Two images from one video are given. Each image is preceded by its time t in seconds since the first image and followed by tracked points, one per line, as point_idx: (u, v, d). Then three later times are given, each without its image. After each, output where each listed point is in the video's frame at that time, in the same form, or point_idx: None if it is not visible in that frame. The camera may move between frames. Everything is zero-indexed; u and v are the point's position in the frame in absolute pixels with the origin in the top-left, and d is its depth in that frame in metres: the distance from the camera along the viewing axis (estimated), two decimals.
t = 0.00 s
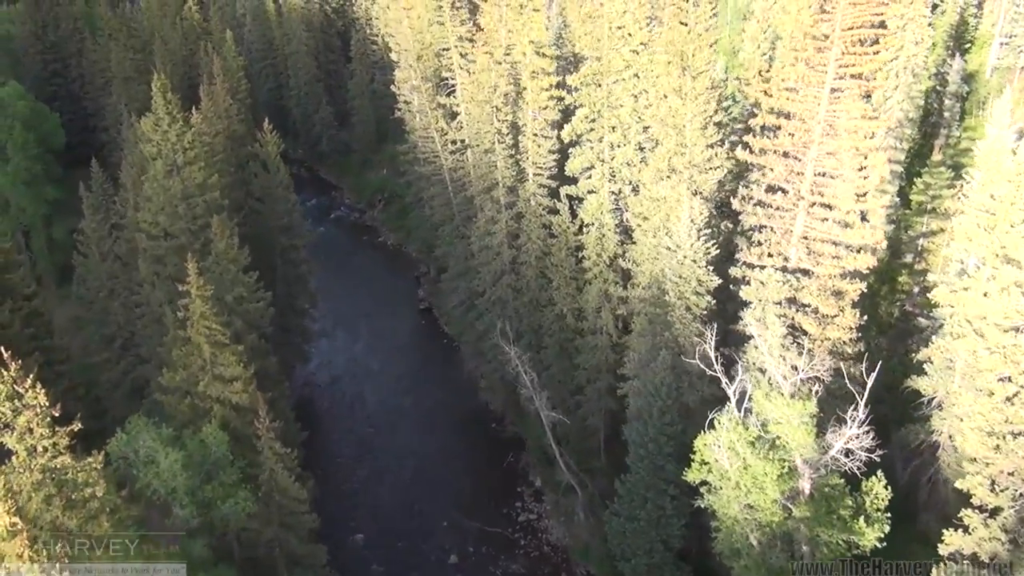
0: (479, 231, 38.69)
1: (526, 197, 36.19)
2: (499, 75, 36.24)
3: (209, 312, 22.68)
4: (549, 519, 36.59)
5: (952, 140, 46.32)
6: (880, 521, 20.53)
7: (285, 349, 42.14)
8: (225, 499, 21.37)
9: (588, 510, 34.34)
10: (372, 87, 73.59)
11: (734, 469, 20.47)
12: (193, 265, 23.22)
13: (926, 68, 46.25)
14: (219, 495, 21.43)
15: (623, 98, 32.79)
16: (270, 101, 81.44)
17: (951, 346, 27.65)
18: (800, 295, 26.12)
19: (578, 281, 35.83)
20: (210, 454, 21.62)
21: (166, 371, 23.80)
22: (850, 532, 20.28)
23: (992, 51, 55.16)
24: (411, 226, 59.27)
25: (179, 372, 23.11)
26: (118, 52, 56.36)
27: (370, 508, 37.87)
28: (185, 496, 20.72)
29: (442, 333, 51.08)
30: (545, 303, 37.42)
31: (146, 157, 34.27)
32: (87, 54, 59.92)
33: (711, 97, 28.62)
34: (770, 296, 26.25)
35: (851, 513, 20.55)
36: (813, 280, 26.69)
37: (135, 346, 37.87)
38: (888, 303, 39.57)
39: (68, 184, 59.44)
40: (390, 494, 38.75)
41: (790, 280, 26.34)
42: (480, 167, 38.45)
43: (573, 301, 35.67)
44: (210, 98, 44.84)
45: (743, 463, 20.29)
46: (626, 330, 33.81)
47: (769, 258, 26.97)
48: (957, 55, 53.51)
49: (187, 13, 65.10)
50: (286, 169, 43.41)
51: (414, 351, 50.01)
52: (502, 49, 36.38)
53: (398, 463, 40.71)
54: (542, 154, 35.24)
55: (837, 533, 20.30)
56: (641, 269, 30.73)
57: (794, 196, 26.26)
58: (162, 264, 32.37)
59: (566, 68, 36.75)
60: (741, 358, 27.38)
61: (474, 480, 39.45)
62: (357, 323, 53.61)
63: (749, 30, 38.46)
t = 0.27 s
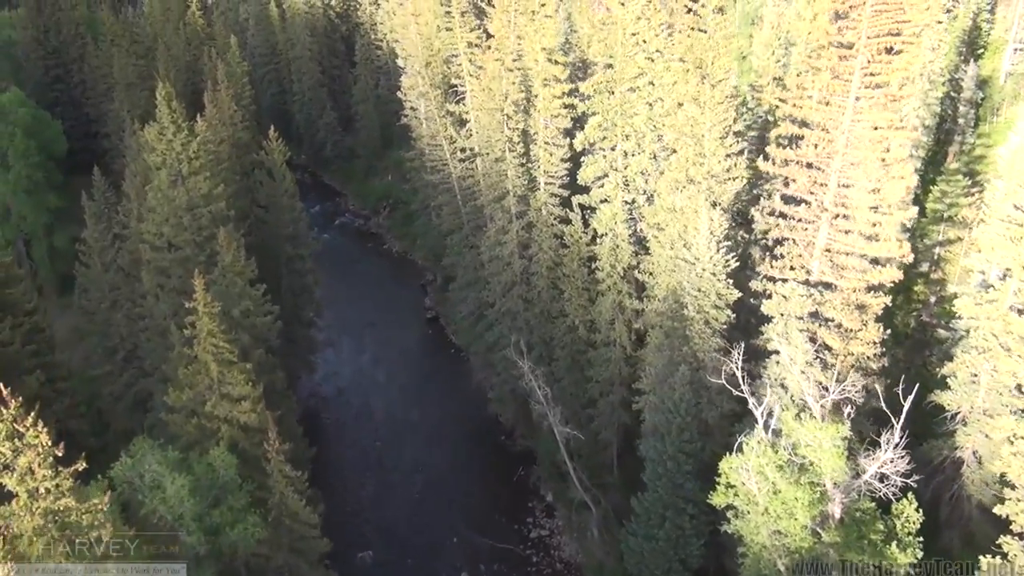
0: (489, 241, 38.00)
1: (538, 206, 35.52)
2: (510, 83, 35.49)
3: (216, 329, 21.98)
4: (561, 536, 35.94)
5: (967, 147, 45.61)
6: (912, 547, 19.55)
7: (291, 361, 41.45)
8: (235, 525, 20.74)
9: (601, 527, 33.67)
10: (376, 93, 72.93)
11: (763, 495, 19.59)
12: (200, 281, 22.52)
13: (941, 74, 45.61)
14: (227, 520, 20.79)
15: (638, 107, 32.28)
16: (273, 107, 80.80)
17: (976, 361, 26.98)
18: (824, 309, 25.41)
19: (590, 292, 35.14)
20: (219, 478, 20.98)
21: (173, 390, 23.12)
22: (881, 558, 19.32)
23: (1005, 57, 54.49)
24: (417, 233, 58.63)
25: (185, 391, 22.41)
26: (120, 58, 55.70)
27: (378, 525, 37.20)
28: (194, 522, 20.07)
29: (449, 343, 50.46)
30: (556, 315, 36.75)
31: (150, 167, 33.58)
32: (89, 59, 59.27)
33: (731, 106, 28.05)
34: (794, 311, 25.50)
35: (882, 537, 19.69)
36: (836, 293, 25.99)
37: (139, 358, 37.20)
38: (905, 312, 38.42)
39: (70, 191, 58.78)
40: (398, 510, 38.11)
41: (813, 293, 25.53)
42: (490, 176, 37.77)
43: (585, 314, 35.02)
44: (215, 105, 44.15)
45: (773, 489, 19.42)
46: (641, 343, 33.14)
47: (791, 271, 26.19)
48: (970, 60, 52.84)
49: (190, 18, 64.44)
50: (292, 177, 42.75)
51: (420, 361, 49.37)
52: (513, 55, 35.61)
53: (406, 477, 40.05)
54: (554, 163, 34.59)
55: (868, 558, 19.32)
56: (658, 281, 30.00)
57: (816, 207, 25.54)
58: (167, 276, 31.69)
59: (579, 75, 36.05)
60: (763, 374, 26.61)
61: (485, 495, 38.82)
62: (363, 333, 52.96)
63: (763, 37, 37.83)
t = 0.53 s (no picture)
0: (499, 250, 37.20)
1: (549, 215, 34.72)
2: (522, 90, 34.67)
3: (224, 349, 21.20)
4: (573, 553, 35.13)
5: (983, 154, 44.85)
6: None
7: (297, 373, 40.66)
8: (242, 552, 19.95)
9: (615, 546, 32.85)
10: (380, 98, 72.19)
11: (795, 523, 18.74)
12: (207, 298, 21.76)
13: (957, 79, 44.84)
14: (235, 547, 20.00)
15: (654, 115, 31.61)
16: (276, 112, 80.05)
17: (1005, 377, 26.00)
18: (851, 324, 24.54)
19: (604, 304, 34.37)
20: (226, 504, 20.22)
21: (177, 411, 22.31)
22: None
23: (1020, 61, 53.72)
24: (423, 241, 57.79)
25: (192, 412, 21.63)
26: (122, 63, 54.95)
27: (387, 542, 36.46)
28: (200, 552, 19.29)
29: (456, 352, 49.68)
30: (568, 327, 35.95)
31: (153, 176, 32.83)
32: (91, 65, 58.52)
33: (753, 115, 27.26)
34: (819, 326, 24.59)
35: (915, 566, 17.99)
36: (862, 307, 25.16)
37: (142, 371, 36.43)
38: (923, 324, 37.51)
39: (71, 198, 58.02)
40: (407, 526, 37.35)
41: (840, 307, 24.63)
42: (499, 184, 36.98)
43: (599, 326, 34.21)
44: (219, 112, 43.39)
45: (806, 517, 18.59)
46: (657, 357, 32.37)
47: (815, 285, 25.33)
48: (985, 65, 52.09)
49: (193, 24, 63.72)
50: (298, 186, 41.92)
51: (427, 371, 48.58)
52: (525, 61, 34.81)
53: (414, 491, 39.30)
54: (566, 172, 33.85)
55: None
56: (676, 295, 29.18)
57: (842, 219, 24.76)
58: (170, 289, 30.88)
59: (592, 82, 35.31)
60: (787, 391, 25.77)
61: (495, 510, 38.02)
62: (368, 342, 52.16)
63: (779, 41, 37.05)
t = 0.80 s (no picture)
0: (509, 260, 36.43)
1: (562, 225, 33.96)
2: (534, 97, 33.89)
3: (232, 369, 20.43)
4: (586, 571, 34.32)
5: (1000, 161, 44.10)
6: None
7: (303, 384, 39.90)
8: None
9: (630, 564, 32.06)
10: (385, 102, 71.40)
11: (829, 553, 17.77)
12: (215, 316, 20.98)
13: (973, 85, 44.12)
14: None
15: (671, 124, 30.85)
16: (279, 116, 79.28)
17: None
18: (878, 341, 23.61)
19: (617, 316, 33.60)
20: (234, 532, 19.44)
21: (183, 433, 21.52)
22: None
23: None
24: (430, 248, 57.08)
25: (199, 434, 20.86)
26: (124, 67, 54.18)
27: (396, 558, 35.63)
28: None
29: (464, 362, 48.94)
30: (581, 338, 35.19)
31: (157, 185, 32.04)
32: (92, 68, 57.76)
33: (775, 124, 26.47)
34: (846, 343, 23.65)
35: None
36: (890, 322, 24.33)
37: (145, 383, 35.63)
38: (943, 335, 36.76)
39: (72, 203, 57.27)
40: (416, 541, 36.54)
41: (867, 323, 23.83)
42: (509, 193, 36.21)
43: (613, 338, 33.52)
44: (223, 118, 42.61)
45: (842, 547, 17.59)
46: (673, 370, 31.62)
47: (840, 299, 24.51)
48: (999, 70, 51.36)
49: (196, 27, 63.02)
50: (304, 194, 41.19)
51: (435, 381, 47.82)
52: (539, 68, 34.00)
53: (423, 506, 38.50)
54: (579, 180, 33.09)
55: None
56: (694, 308, 28.39)
57: (868, 232, 23.99)
58: (175, 301, 30.11)
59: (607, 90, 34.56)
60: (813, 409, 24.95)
61: (506, 525, 37.25)
62: (375, 351, 51.38)
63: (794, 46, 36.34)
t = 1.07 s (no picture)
0: (520, 270, 35.70)
1: (575, 234, 33.21)
2: (547, 104, 33.18)
3: (241, 390, 19.71)
4: None
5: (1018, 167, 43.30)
6: None
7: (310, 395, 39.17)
8: None
9: None
10: (389, 106, 70.67)
11: None
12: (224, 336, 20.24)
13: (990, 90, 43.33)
14: None
15: (689, 131, 30.02)
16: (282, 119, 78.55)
17: None
18: (908, 358, 22.96)
19: (632, 327, 32.77)
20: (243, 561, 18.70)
21: (189, 455, 20.77)
22: None
23: None
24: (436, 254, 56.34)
25: (206, 456, 20.11)
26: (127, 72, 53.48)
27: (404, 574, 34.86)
28: None
29: (471, 371, 48.16)
30: (594, 350, 34.41)
31: (162, 194, 31.27)
32: (95, 72, 57.06)
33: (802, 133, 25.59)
34: (876, 360, 22.93)
35: None
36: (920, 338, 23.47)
37: (148, 395, 34.88)
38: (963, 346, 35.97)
39: (73, 208, 56.55)
40: (425, 557, 35.75)
41: (896, 340, 23.03)
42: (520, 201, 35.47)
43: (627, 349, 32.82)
44: (228, 124, 41.90)
45: None
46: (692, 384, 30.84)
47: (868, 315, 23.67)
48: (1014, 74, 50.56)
49: (200, 31, 62.35)
50: (310, 201, 40.47)
51: (442, 391, 47.03)
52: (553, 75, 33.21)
53: (431, 520, 37.72)
54: (594, 190, 32.25)
55: None
56: (715, 322, 27.61)
57: (897, 245, 23.23)
58: (180, 313, 29.37)
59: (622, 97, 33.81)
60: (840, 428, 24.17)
61: (516, 540, 36.43)
62: (380, 359, 50.58)
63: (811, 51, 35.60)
